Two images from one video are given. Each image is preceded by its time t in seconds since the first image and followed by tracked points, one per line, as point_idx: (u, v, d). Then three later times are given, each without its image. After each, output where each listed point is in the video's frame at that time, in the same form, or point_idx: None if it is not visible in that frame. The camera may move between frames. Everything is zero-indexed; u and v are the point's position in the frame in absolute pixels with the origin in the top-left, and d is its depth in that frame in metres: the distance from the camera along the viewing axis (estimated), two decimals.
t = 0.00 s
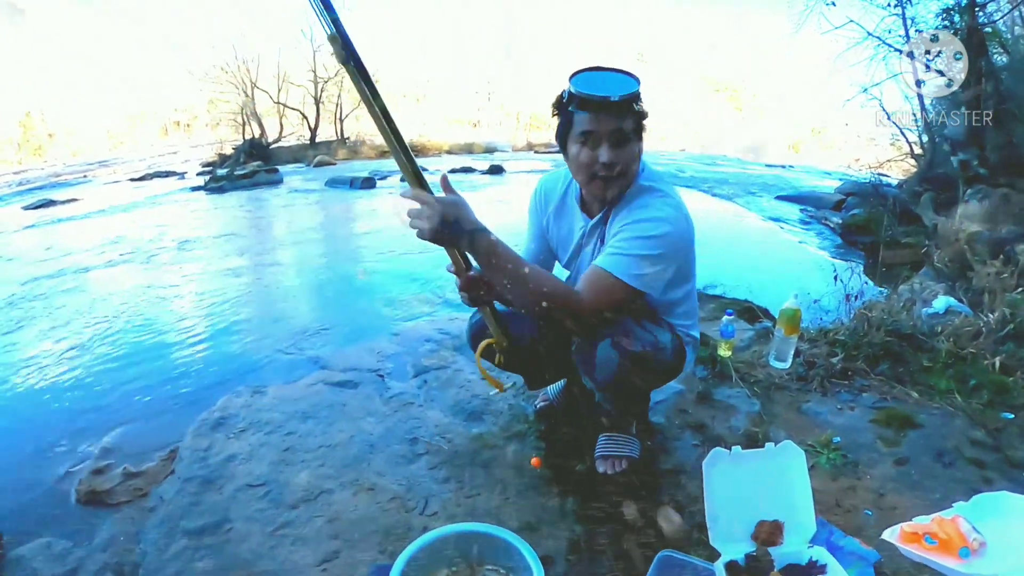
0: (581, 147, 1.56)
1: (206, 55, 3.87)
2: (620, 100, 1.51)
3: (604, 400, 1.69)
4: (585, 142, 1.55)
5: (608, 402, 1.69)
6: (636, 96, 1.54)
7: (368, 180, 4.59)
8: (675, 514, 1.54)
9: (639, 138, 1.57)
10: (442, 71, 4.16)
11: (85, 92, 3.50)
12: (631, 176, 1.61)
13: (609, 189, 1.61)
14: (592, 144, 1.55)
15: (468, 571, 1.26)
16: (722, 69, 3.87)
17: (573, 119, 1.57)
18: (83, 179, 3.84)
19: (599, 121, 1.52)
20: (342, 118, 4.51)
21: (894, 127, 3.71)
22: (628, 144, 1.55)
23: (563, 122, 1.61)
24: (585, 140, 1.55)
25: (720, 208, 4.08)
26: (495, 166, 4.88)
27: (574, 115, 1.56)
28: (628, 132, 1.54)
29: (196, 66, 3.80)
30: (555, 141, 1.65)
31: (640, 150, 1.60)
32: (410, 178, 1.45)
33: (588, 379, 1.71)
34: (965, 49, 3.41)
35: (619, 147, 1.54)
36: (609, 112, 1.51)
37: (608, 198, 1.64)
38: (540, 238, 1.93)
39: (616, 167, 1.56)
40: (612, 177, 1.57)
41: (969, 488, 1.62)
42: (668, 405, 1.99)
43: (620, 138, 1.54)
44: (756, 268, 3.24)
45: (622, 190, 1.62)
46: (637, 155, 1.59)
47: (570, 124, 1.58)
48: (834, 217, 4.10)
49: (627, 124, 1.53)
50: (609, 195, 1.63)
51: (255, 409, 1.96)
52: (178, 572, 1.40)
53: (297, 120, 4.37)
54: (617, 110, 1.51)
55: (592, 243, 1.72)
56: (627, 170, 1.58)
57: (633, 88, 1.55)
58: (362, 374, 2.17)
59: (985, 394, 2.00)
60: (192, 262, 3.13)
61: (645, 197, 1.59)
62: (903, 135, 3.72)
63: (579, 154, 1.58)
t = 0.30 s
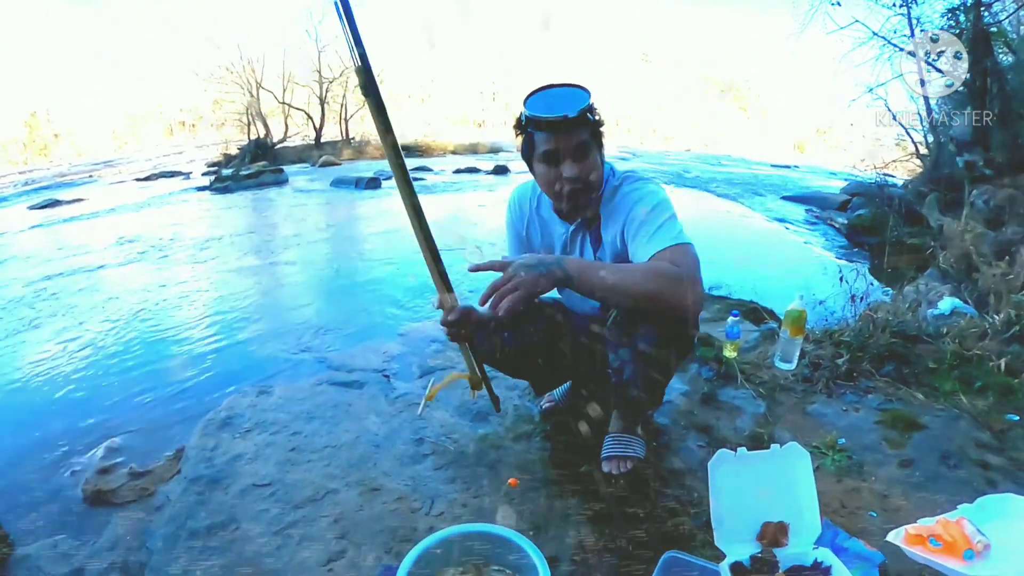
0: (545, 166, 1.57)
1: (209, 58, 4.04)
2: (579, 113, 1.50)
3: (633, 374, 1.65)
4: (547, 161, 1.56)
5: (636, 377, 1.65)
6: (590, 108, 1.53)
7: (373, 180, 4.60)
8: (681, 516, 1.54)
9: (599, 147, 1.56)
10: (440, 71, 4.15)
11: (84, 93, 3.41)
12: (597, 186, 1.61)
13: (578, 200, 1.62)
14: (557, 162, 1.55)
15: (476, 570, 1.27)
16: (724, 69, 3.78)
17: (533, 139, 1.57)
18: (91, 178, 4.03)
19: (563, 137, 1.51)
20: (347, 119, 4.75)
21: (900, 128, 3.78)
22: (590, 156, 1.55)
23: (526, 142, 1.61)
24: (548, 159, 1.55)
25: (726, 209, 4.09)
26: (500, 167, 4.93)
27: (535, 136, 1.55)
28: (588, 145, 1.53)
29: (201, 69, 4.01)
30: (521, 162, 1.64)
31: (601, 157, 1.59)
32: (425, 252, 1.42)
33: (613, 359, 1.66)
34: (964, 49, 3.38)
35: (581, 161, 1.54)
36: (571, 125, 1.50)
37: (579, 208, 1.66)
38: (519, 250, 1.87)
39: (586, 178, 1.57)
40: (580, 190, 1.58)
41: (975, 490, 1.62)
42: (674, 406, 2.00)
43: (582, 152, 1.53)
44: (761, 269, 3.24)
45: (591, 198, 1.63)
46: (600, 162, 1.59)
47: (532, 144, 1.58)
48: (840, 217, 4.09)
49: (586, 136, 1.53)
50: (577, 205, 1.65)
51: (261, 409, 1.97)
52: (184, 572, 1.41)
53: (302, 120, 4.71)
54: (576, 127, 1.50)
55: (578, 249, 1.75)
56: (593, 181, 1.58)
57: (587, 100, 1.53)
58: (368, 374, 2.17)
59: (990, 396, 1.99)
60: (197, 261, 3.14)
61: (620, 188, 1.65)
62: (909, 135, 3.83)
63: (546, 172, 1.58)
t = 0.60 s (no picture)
0: (549, 180, 1.46)
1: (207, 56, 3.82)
2: (582, 124, 1.42)
3: (658, 360, 1.57)
4: (551, 176, 1.45)
5: (661, 361, 1.58)
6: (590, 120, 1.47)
7: (372, 181, 4.61)
8: (680, 518, 1.53)
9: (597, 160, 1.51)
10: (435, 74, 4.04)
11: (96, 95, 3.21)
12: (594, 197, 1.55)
13: (575, 212, 1.55)
14: (564, 177, 1.45)
15: (476, 570, 1.27)
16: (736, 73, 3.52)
17: (533, 154, 1.45)
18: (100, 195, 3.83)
19: (567, 149, 1.42)
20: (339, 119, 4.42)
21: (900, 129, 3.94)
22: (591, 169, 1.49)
23: (522, 157, 1.48)
24: (552, 174, 1.45)
25: (724, 211, 4.11)
26: (500, 169, 4.94)
27: (536, 150, 1.44)
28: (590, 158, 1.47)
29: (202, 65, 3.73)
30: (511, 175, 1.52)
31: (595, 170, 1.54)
32: (422, 267, 1.28)
33: (637, 346, 1.59)
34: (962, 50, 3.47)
35: (584, 174, 1.47)
36: (576, 137, 1.42)
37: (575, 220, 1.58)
38: (504, 260, 1.67)
39: (588, 191, 1.50)
40: (581, 202, 1.51)
41: (975, 492, 1.62)
42: (674, 408, 2.00)
43: (585, 166, 1.46)
44: (759, 272, 3.25)
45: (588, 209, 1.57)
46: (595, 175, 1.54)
47: (531, 158, 1.46)
48: (839, 221, 4.10)
49: (589, 149, 1.46)
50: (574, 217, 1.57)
51: (260, 410, 1.97)
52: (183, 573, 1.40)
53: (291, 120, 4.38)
54: (582, 141, 1.43)
55: (579, 254, 1.65)
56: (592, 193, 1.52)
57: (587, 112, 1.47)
58: (368, 376, 2.17)
59: (989, 399, 1.98)
60: (195, 262, 3.14)
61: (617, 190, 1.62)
62: (908, 139, 3.94)
63: (550, 187, 1.47)
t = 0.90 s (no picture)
0: (538, 186, 1.47)
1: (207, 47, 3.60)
2: (574, 131, 1.43)
3: (670, 350, 1.62)
4: (541, 182, 1.46)
5: (672, 351, 1.62)
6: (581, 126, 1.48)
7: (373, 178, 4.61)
8: (678, 516, 1.54)
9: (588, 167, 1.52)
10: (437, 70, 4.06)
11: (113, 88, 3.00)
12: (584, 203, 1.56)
13: (566, 217, 1.55)
14: (553, 183, 1.46)
15: (474, 567, 1.28)
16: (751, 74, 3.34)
17: (523, 160, 1.46)
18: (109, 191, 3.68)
19: (558, 156, 1.43)
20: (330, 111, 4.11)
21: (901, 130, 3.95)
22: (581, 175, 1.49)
23: (511, 163, 1.49)
24: (542, 180, 1.45)
25: (725, 212, 4.10)
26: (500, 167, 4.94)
27: (526, 156, 1.45)
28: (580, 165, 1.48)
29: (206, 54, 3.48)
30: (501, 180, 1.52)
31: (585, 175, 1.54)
32: (431, 278, 1.33)
33: (648, 338, 1.64)
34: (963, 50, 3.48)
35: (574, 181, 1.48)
36: (567, 144, 1.42)
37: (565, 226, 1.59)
38: (499, 268, 1.65)
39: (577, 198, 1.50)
40: (572, 208, 1.52)
41: (971, 494, 1.62)
42: (672, 407, 2.01)
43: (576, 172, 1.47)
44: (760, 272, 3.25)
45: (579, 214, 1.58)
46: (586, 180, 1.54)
47: (520, 164, 1.47)
48: (840, 221, 4.10)
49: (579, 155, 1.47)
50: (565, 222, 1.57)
51: (260, 406, 1.97)
52: (183, 568, 1.41)
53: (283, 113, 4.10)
54: (573, 148, 1.44)
55: (575, 256, 1.65)
56: (582, 199, 1.53)
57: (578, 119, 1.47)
58: (368, 373, 2.18)
59: (987, 401, 1.98)
60: (195, 258, 3.14)
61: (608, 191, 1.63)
62: (911, 139, 3.95)
63: (540, 193, 1.48)
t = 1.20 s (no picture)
0: (531, 186, 1.47)
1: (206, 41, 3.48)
2: (565, 132, 1.42)
3: (666, 344, 1.62)
4: (533, 183, 1.46)
5: (669, 346, 1.62)
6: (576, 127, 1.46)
7: (373, 176, 4.60)
8: (677, 513, 1.54)
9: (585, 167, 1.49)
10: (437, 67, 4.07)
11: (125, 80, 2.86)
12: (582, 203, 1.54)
13: (564, 218, 1.54)
14: (544, 183, 1.45)
15: (474, 564, 1.28)
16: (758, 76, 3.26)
17: (516, 161, 1.46)
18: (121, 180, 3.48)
19: (548, 157, 1.42)
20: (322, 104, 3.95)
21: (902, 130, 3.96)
22: (576, 176, 1.47)
23: (507, 164, 1.50)
24: (533, 181, 1.45)
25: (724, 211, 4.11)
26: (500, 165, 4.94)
27: (518, 157, 1.45)
28: (574, 166, 1.46)
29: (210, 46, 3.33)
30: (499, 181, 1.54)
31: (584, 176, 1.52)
32: (445, 271, 1.35)
33: (645, 333, 1.64)
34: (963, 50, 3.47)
35: (567, 182, 1.46)
36: (558, 146, 1.41)
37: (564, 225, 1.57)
38: (499, 266, 1.64)
39: (572, 199, 1.48)
40: (568, 209, 1.50)
41: (969, 493, 1.63)
42: (672, 405, 2.01)
43: (569, 173, 1.45)
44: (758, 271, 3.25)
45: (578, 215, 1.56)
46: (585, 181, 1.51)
47: (515, 166, 1.48)
48: (839, 221, 4.11)
49: (573, 156, 1.45)
50: (564, 222, 1.56)
51: (260, 402, 1.97)
52: (182, 564, 1.41)
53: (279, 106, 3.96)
54: (564, 149, 1.42)
55: (574, 255, 1.65)
56: (579, 200, 1.50)
57: (573, 120, 1.45)
58: (367, 369, 2.18)
59: (986, 401, 1.99)
60: (193, 254, 3.14)
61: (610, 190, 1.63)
62: (911, 140, 3.96)
63: (532, 193, 1.48)
